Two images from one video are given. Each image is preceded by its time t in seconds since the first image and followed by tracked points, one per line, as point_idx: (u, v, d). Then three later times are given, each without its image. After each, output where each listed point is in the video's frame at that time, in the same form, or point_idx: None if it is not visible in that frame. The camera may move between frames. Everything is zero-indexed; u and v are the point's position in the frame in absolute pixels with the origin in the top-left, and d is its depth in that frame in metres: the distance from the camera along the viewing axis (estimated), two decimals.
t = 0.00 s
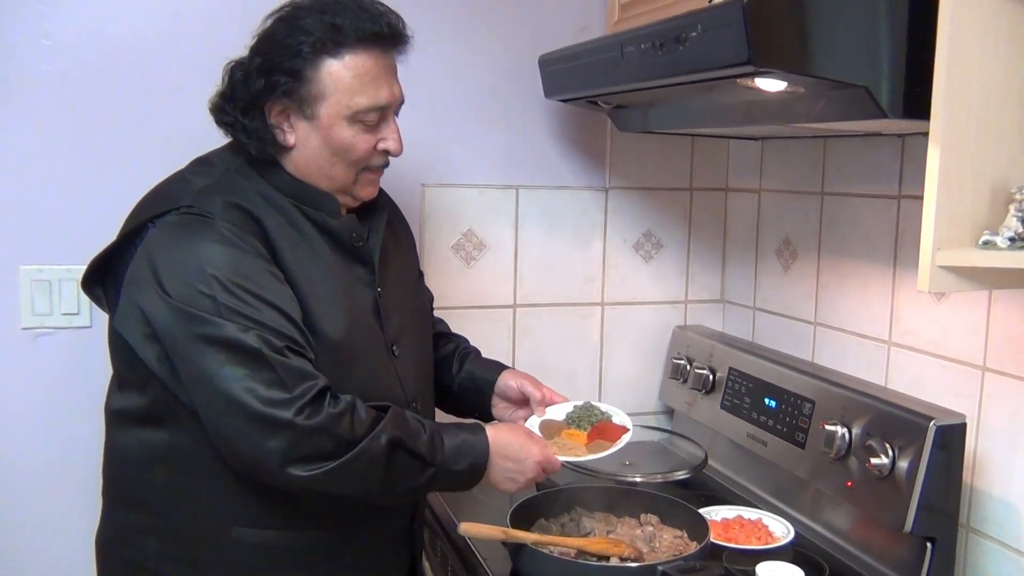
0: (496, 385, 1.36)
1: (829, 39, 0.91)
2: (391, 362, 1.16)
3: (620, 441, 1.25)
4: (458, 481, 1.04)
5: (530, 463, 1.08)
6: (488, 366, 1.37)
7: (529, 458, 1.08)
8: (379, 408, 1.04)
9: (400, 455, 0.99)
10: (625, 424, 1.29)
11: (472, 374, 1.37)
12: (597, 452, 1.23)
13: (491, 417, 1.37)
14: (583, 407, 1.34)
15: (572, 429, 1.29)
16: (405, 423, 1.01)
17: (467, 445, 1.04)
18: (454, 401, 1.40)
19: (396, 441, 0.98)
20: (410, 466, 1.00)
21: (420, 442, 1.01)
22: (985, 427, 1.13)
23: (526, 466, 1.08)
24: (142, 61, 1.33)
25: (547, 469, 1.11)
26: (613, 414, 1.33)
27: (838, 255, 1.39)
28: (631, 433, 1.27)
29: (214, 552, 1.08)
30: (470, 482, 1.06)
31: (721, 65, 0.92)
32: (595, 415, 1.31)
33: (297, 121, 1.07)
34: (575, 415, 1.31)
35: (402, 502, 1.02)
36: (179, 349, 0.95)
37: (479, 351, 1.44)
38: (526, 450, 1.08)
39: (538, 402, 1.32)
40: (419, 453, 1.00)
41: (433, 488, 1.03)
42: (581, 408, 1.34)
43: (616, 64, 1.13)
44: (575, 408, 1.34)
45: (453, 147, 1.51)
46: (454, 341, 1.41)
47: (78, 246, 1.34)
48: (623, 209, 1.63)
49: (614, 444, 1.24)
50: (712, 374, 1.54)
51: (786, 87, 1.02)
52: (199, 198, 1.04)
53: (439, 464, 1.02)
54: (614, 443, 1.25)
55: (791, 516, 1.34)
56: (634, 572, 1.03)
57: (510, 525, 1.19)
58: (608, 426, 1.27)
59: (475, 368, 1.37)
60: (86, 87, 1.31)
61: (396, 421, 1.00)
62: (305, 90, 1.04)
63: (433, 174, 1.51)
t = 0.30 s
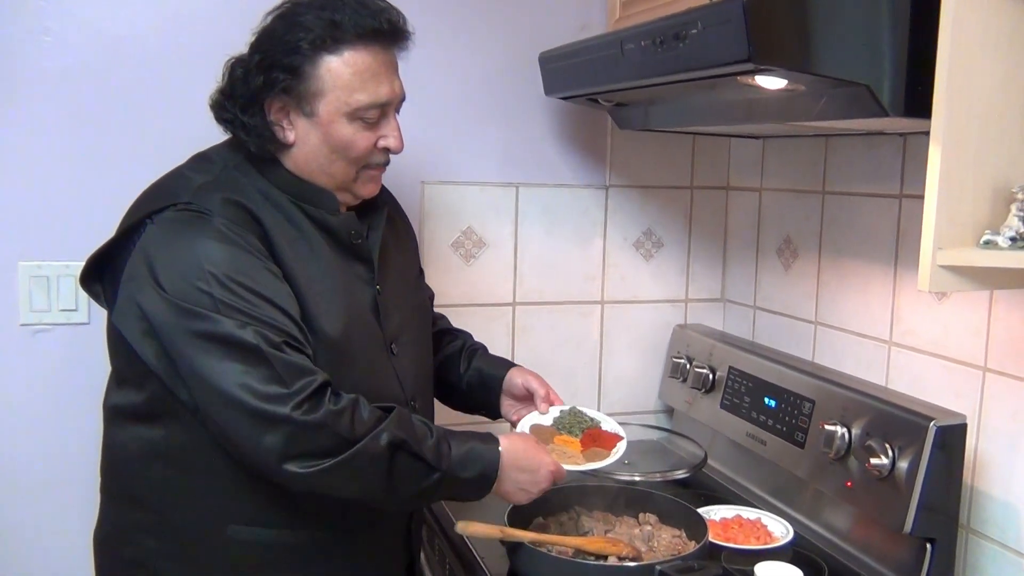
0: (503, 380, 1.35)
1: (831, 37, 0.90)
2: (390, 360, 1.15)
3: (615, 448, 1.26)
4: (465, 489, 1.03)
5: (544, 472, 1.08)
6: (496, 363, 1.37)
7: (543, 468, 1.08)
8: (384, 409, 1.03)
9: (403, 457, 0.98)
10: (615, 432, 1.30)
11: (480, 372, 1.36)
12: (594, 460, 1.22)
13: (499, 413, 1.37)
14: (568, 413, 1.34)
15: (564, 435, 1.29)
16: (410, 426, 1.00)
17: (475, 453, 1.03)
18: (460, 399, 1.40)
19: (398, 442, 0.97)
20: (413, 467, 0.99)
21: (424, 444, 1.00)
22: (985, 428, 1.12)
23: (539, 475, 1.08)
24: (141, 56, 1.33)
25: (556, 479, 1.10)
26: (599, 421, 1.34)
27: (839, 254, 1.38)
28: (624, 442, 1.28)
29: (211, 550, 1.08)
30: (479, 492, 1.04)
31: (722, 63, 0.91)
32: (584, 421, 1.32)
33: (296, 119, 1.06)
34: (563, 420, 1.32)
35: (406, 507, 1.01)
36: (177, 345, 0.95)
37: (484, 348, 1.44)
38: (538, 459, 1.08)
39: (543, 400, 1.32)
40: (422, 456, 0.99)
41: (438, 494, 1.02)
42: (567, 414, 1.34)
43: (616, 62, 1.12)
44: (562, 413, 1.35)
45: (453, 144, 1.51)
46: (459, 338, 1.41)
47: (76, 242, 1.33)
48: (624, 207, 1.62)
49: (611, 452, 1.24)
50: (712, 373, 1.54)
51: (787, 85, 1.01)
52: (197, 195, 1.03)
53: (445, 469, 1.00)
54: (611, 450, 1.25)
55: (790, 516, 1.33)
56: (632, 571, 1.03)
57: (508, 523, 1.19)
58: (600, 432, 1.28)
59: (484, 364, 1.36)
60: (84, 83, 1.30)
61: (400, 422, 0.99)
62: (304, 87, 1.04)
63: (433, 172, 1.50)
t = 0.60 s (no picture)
0: (510, 388, 1.35)
1: (834, 38, 0.90)
2: (391, 363, 1.15)
3: (612, 452, 1.25)
4: (468, 495, 1.02)
5: (550, 476, 1.08)
6: (503, 370, 1.36)
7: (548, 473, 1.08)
8: (387, 413, 1.03)
9: (405, 462, 0.98)
10: (608, 437, 1.30)
11: (486, 378, 1.36)
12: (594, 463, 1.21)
13: (503, 421, 1.36)
14: (558, 422, 1.30)
15: (559, 445, 1.25)
16: (414, 431, 1.00)
17: (479, 458, 1.02)
18: (462, 405, 1.40)
19: (401, 447, 0.97)
20: (415, 470, 0.98)
21: (427, 449, 0.99)
22: (990, 431, 1.12)
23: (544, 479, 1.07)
24: (143, 58, 1.33)
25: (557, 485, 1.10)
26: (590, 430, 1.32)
27: (843, 257, 1.38)
28: (619, 446, 1.28)
29: (212, 552, 1.08)
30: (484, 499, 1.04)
31: (725, 64, 0.91)
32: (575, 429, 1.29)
33: (299, 120, 1.06)
34: (553, 429, 1.28)
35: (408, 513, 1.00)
36: (178, 348, 0.94)
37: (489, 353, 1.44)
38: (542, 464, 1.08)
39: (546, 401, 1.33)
40: (425, 461, 0.99)
41: (441, 501, 1.01)
42: (557, 424, 1.29)
43: (619, 63, 1.12)
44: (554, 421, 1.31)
45: (455, 146, 1.50)
46: (465, 344, 1.40)
47: (78, 243, 1.33)
48: (627, 210, 1.62)
49: (607, 456, 1.24)
50: (715, 376, 1.53)
51: (791, 86, 1.01)
52: (198, 197, 1.03)
53: (448, 475, 1.00)
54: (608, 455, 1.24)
55: (793, 520, 1.33)
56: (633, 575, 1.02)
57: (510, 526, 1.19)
58: (594, 439, 1.27)
59: (489, 371, 1.36)
60: (87, 84, 1.30)
61: (402, 427, 0.98)
62: (307, 89, 1.04)
63: (435, 173, 1.50)
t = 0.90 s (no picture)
0: (511, 394, 1.34)
1: (839, 35, 0.89)
2: (394, 362, 1.15)
3: (613, 448, 1.26)
4: (467, 497, 1.01)
5: (550, 477, 1.08)
6: (504, 374, 1.36)
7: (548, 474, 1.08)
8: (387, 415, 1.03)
9: (405, 463, 0.97)
10: (609, 433, 1.31)
11: (487, 382, 1.36)
12: (599, 459, 1.22)
13: (503, 425, 1.36)
14: (559, 421, 1.31)
15: (561, 443, 1.26)
16: (415, 433, 0.99)
17: (478, 460, 1.02)
18: (464, 407, 1.39)
19: (401, 447, 0.96)
20: (415, 471, 0.98)
21: (427, 450, 0.99)
22: (995, 430, 1.11)
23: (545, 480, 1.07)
24: (146, 56, 1.32)
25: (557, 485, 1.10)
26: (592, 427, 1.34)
27: (847, 256, 1.37)
28: (622, 441, 1.29)
29: (214, 551, 1.08)
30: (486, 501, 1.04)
31: (729, 61, 0.90)
32: (576, 428, 1.30)
33: (303, 118, 1.06)
34: (555, 428, 1.29)
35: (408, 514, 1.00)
36: (179, 348, 0.94)
37: (491, 356, 1.43)
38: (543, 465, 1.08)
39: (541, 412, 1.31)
40: (425, 461, 0.98)
41: (441, 503, 1.01)
42: (559, 423, 1.31)
43: (622, 61, 1.12)
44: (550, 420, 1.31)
45: (458, 145, 1.50)
46: (466, 347, 1.40)
47: (81, 242, 1.33)
48: (630, 208, 1.61)
49: (611, 452, 1.24)
50: (719, 375, 1.53)
51: (794, 84, 1.00)
52: (201, 197, 1.03)
53: (448, 476, 0.99)
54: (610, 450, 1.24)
55: (797, 519, 1.32)
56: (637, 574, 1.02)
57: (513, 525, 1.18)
58: (596, 437, 1.28)
59: (491, 375, 1.36)
60: (89, 83, 1.30)
61: (402, 428, 0.97)
62: (311, 86, 1.03)
63: (438, 172, 1.50)
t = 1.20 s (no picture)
0: (510, 392, 1.34)
1: (844, 32, 0.89)
2: (398, 362, 1.15)
3: (627, 442, 1.35)
4: (441, 488, 1.01)
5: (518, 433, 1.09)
6: (504, 373, 1.36)
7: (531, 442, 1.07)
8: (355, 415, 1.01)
9: (376, 459, 0.96)
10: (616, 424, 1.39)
11: (487, 379, 1.35)
12: (617, 455, 1.32)
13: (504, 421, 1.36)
14: (565, 417, 1.37)
15: (575, 443, 1.34)
16: (382, 428, 0.98)
17: (449, 449, 1.01)
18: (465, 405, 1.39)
19: (372, 441, 0.96)
20: (388, 468, 0.97)
21: (397, 441, 0.98)
22: (1001, 429, 1.11)
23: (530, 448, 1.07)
24: (148, 55, 1.32)
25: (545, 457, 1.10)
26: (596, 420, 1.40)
27: (850, 254, 1.37)
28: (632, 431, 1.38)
29: (217, 551, 1.07)
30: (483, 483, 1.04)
31: (733, 59, 0.90)
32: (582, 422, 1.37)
33: (310, 116, 1.06)
34: (564, 424, 1.36)
35: (387, 514, 0.98)
36: (167, 352, 0.95)
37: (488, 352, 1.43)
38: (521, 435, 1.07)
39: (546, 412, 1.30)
40: (397, 455, 0.97)
41: (419, 494, 1.00)
42: (564, 418, 1.37)
43: (626, 59, 1.11)
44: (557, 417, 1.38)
45: (461, 144, 1.50)
46: (464, 343, 1.40)
47: (83, 242, 1.33)
48: (632, 208, 1.61)
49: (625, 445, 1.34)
50: (722, 374, 1.53)
51: (800, 82, 1.00)
52: (200, 196, 1.02)
53: (422, 464, 0.99)
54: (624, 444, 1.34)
55: (801, 518, 1.32)
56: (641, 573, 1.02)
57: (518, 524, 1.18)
58: (605, 430, 1.36)
59: (490, 372, 1.36)
60: (91, 81, 1.30)
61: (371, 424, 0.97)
62: (319, 85, 1.03)
63: (440, 171, 1.49)
